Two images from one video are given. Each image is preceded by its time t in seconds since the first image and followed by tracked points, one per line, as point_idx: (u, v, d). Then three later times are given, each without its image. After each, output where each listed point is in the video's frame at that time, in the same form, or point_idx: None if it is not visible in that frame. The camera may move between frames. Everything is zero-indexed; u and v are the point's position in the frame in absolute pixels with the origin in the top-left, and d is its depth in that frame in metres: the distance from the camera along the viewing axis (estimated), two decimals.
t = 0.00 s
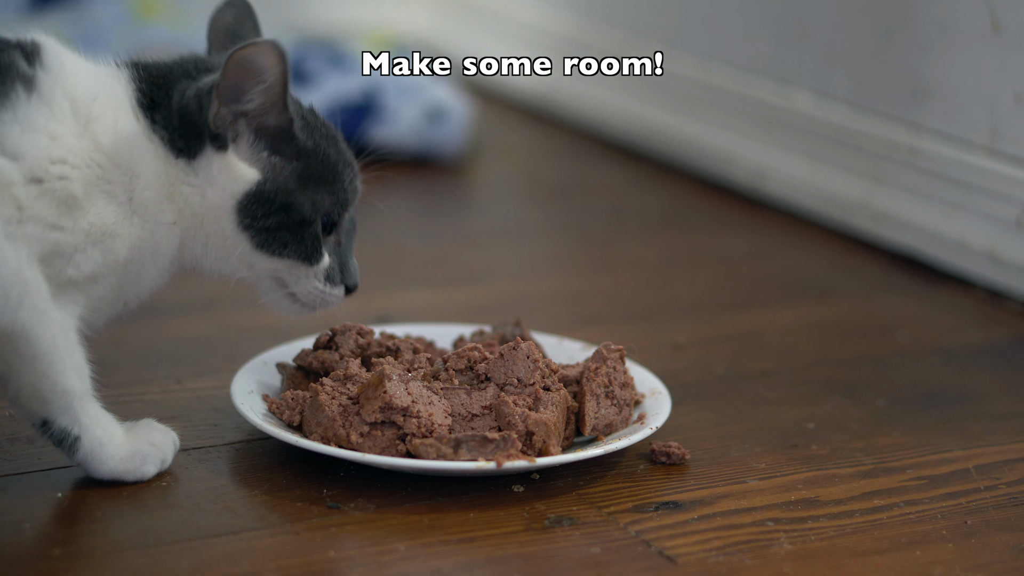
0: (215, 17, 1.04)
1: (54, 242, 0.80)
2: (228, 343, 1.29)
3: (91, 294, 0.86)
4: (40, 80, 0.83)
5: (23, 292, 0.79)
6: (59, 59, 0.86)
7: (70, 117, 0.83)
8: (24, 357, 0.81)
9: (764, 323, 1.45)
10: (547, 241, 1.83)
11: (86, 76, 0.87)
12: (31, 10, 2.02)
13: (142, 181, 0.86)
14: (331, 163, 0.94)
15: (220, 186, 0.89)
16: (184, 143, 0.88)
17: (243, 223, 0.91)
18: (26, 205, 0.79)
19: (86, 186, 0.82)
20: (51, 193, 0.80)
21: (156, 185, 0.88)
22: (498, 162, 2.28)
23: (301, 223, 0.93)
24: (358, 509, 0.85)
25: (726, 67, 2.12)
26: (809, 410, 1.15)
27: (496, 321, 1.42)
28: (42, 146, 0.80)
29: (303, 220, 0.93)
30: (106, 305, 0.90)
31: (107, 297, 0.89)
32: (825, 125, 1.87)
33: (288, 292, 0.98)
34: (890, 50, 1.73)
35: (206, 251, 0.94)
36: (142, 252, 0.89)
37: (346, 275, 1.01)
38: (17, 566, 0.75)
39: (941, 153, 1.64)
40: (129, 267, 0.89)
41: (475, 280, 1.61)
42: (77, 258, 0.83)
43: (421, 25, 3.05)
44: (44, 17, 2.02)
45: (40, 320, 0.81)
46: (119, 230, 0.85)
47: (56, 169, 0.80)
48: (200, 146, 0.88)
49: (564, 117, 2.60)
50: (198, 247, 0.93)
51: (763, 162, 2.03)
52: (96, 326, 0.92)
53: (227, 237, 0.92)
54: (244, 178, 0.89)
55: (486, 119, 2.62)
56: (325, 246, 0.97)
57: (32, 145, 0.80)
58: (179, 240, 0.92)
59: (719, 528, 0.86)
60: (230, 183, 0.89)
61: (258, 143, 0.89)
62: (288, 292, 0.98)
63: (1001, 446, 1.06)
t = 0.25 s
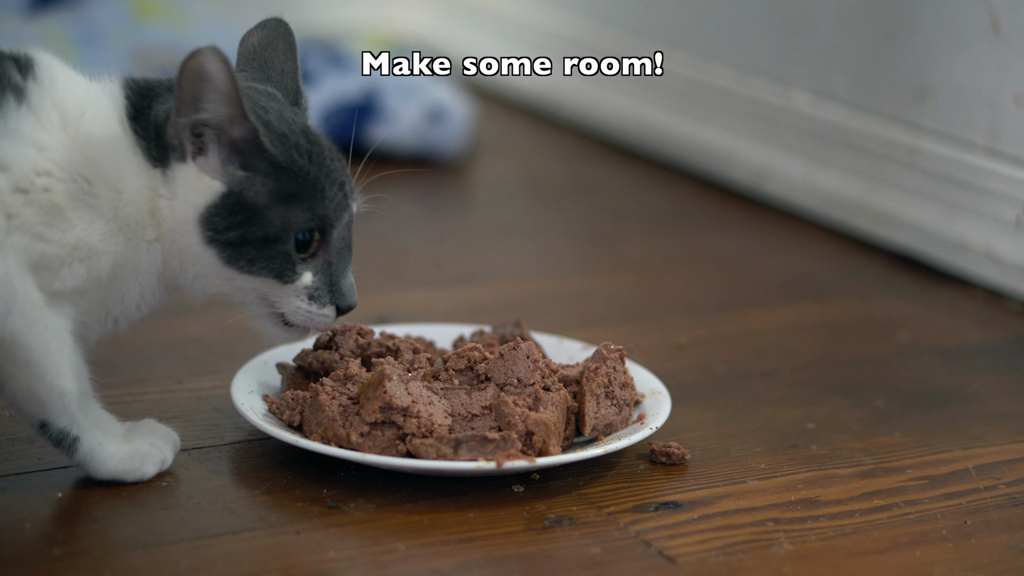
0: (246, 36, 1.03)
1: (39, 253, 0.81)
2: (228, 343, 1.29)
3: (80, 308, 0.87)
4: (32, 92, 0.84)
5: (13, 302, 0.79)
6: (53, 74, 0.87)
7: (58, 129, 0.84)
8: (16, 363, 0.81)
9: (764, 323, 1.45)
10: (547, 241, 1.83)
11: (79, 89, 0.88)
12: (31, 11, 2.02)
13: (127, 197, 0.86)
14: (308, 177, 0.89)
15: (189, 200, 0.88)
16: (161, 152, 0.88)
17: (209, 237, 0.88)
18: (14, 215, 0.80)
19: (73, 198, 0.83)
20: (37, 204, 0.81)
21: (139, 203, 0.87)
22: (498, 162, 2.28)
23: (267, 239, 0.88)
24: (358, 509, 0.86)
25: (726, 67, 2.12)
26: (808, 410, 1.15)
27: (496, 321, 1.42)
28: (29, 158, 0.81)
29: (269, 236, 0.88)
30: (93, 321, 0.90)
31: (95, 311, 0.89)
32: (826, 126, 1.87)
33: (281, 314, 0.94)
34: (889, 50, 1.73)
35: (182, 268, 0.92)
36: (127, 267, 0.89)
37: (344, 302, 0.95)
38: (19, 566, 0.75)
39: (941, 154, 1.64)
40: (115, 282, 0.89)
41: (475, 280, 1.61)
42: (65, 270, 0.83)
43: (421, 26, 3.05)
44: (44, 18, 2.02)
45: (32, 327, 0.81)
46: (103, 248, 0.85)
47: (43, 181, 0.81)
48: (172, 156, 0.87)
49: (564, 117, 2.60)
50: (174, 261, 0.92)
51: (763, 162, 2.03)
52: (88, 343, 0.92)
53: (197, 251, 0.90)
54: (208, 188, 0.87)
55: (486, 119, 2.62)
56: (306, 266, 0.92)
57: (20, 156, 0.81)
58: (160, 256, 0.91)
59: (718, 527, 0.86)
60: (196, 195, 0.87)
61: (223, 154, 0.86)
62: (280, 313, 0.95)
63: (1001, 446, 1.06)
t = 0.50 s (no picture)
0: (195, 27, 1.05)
1: (23, 264, 0.82)
2: (228, 343, 1.29)
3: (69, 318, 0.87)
4: (11, 104, 0.85)
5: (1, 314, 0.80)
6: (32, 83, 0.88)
7: (38, 141, 0.85)
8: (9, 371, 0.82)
9: (764, 323, 1.45)
10: (546, 241, 1.83)
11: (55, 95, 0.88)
12: (31, 11, 2.03)
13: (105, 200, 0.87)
14: (263, 118, 0.90)
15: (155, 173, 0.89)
16: (111, 127, 0.88)
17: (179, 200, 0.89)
18: None
19: (54, 209, 0.84)
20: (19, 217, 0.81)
21: (117, 200, 0.88)
22: (498, 162, 2.28)
23: (239, 189, 0.90)
24: (358, 509, 0.85)
25: (726, 67, 2.12)
26: (809, 410, 1.15)
27: (495, 321, 1.42)
28: (8, 171, 0.82)
29: (240, 185, 0.90)
30: (85, 328, 0.90)
31: (87, 319, 0.90)
32: (826, 126, 1.87)
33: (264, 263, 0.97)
34: (888, 50, 1.73)
35: (164, 244, 0.92)
36: (116, 271, 0.90)
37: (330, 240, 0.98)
38: (19, 566, 0.75)
39: (941, 154, 1.64)
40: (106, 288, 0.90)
41: (474, 279, 1.61)
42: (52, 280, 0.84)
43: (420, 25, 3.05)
44: (44, 19, 2.03)
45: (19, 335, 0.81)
46: (89, 254, 0.86)
47: (22, 194, 0.82)
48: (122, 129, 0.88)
49: (564, 117, 2.60)
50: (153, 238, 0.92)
51: (763, 162, 2.03)
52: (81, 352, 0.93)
53: (173, 221, 0.91)
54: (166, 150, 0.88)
55: (486, 119, 2.62)
56: (285, 210, 0.94)
57: None
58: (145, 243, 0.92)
59: (719, 527, 0.86)
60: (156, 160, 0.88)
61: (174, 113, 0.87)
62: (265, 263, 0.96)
63: (1001, 446, 1.06)
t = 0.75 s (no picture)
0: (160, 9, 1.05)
1: (31, 264, 0.81)
2: (228, 343, 1.29)
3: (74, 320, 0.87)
4: (15, 107, 0.84)
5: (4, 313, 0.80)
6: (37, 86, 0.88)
7: (43, 143, 0.84)
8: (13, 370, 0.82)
9: (764, 323, 1.45)
10: (546, 241, 1.83)
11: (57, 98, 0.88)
12: (31, 12, 2.03)
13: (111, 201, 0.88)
14: (275, 83, 0.93)
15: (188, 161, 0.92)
16: (127, 131, 0.89)
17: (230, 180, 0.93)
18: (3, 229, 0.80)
19: (59, 212, 0.83)
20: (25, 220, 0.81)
21: (123, 200, 0.89)
22: (498, 162, 2.28)
23: (282, 151, 0.94)
24: (358, 509, 0.86)
25: (726, 67, 2.12)
26: (809, 410, 1.15)
27: (496, 321, 1.42)
28: (13, 172, 0.81)
29: (282, 148, 0.94)
30: (88, 332, 0.91)
31: (90, 323, 0.90)
32: (826, 125, 1.87)
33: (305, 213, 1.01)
34: (888, 50, 1.73)
35: (214, 218, 0.97)
36: (121, 272, 0.90)
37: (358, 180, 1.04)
38: (19, 566, 0.75)
39: (942, 154, 1.64)
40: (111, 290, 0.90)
41: (474, 280, 1.61)
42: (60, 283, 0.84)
43: (420, 25, 3.04)
44: (44, 19, 2.03)
45: (23, 337, 0.82)
46: (98, 256, 0.86)
47: (27, 195, 0.81)
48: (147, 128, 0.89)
49: (564, 117, 2.60)
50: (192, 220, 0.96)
51: (763, 162, 2.03)
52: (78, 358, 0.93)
53: (215, 198, 0.94)
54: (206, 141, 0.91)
55: (486, 119, 2.62)
56: (322, 155, 0.99)
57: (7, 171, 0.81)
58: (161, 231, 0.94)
59: (718, 527, 0.86)
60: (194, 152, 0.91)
61: (195, 104, 0.90)
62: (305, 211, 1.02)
63: (1001, 446, 1.06)
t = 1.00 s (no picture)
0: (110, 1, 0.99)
1: (55, 267, 0.79)
2: (228, 343, 1.29)
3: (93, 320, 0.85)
4: (41, 106, 0.81)
5: (23, 313, 0.78)
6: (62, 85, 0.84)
7: (70, 142, 0.81)
8: (33, 366, 0.81)
9: (764, 323, 1.45)
10: (546, 241, 1.83)
11: (83, 94, 0.84)
12: (31, 11, 2.03)
13: (135, 200, 0.85)
14: (297, 79, 0.98)
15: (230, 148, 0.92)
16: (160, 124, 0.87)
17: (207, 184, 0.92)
18: (28, 230, 0.77)
19: (83, 215, 0.80)
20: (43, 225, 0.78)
21: (152, 199, 0.87)
22: (498, 162, 2.28)
23: (304, 144, 0.98)
24: (358, 509, 0.86)
25: (726, 67, 2.12)
26: (809, 410, 1.15)
27: (496, 321, 1.42)
28: (37, 173, 0.78)
29: (305, 142, 0.98)
30: (101, 333, 0.88)
31: (104, 326, 0.87)
32: (826, 125, 1.87)
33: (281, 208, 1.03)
34: (889, 50, 1.72)
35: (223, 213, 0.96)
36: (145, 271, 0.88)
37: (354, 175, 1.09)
38: (19, 566, 0.75)
39: (942, 154, 1.64)
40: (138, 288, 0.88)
41: (474, 280, 1.61)
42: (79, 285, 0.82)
43: (420, 25, 3.04)
44: (44, 19, 2.03)
45: (41, 336, 0.80)
46: (124, 257, 0.84)
47: (53, 196, 0.78)
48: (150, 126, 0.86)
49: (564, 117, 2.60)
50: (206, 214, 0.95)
51: (763, 162, 2.03)
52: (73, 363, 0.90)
53: (241, 189, 0.95)
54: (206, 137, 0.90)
55: (486, 119, 2.62)
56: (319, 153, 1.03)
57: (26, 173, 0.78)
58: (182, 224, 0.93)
59: (718, 527, 0.86)
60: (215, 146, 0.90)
61: (240, 91, 0.91)
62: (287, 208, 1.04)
63: (1001, 446, 1.06)
